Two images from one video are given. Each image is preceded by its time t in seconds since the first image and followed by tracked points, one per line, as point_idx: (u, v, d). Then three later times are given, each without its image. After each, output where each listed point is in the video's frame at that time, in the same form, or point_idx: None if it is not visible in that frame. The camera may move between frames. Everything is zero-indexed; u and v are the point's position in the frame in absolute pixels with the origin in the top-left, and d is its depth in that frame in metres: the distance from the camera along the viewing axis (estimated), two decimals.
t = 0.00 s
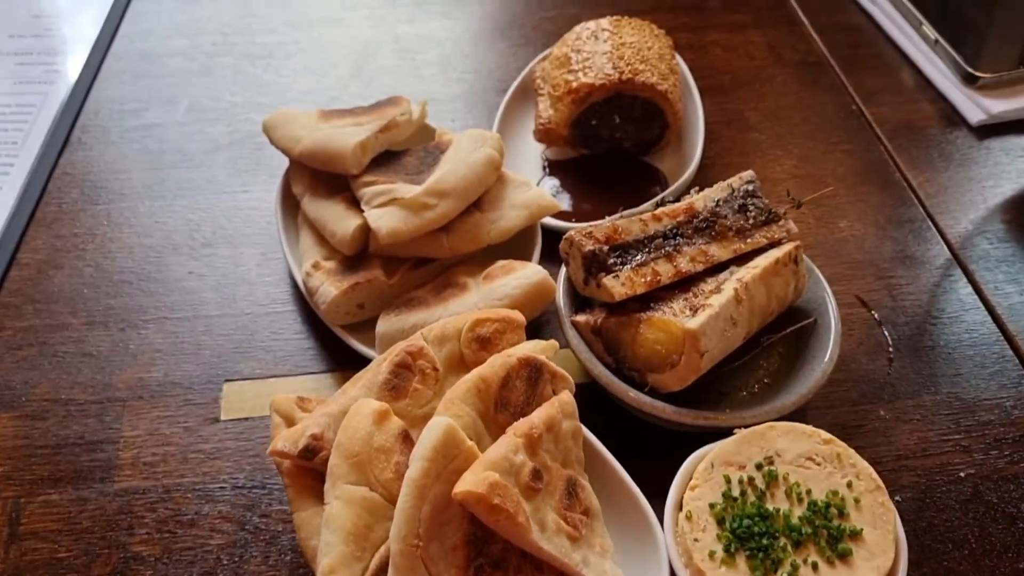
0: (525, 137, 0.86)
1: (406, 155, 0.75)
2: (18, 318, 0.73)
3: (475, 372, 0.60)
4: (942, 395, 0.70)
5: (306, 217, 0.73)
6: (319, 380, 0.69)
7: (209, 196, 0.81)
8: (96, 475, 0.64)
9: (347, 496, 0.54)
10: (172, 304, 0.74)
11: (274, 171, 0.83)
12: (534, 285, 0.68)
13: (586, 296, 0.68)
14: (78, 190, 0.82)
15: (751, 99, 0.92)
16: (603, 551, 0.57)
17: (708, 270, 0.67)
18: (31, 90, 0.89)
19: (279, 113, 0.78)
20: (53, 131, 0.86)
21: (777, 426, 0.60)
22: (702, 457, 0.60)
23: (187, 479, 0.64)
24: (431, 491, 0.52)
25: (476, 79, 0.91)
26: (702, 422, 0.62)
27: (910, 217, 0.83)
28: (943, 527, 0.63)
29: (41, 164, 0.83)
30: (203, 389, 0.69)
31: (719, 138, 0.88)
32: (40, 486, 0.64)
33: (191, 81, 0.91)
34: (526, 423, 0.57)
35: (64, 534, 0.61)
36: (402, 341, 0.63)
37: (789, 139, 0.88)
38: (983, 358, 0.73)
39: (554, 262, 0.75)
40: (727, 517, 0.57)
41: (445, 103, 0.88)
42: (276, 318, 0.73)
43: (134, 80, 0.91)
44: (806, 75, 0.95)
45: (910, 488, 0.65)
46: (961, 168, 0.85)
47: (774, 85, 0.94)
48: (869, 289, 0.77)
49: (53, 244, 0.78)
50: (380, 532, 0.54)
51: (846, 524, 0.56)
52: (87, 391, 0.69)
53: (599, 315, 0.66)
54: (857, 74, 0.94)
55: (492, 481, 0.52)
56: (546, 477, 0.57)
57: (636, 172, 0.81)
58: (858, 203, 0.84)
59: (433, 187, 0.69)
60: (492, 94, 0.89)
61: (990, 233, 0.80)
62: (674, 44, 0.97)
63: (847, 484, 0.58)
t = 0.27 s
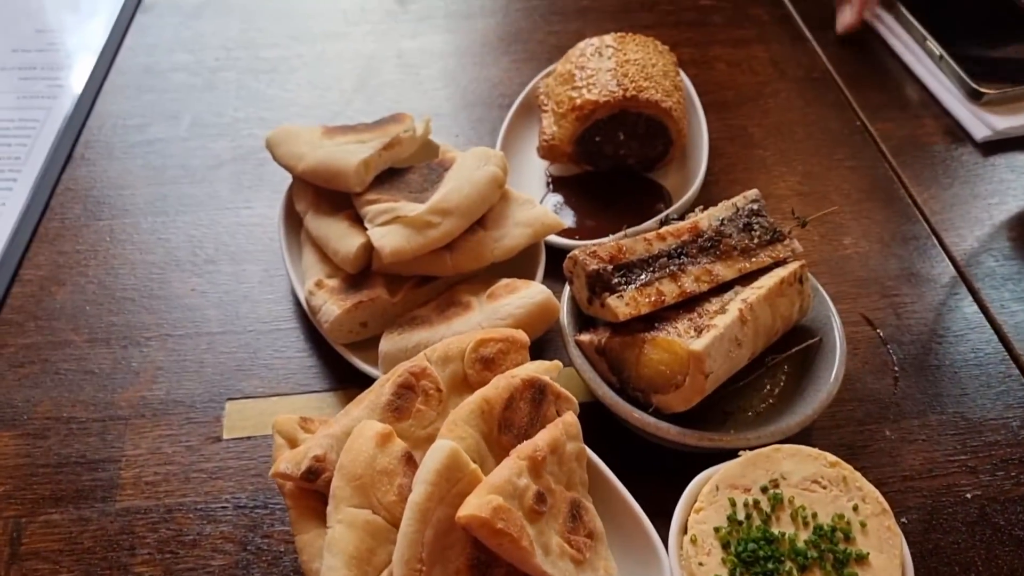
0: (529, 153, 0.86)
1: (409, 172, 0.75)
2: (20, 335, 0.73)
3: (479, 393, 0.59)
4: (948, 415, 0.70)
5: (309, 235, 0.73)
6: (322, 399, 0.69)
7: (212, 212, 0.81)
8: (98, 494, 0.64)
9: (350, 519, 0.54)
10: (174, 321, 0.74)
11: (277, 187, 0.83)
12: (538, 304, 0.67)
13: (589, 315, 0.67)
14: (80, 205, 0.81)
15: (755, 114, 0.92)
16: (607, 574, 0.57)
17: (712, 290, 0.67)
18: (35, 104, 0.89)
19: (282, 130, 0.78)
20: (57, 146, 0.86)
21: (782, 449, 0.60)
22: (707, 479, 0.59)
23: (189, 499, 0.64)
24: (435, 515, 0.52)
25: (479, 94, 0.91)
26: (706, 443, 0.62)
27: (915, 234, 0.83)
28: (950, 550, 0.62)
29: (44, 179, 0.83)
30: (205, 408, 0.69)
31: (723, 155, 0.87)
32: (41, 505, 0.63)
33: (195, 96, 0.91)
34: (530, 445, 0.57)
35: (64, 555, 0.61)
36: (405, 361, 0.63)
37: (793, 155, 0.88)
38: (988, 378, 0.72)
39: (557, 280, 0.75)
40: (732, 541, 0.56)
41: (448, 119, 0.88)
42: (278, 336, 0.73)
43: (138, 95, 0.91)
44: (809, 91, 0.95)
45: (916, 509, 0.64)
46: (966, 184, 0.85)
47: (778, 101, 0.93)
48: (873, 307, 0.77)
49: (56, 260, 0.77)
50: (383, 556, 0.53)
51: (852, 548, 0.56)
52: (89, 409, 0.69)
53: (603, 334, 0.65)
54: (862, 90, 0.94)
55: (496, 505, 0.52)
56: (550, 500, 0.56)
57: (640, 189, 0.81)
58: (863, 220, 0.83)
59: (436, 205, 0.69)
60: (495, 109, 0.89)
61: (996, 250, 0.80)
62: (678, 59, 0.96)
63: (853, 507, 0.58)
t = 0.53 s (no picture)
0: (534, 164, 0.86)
1: (415, 184, 0.75)
2: (28, 345, 0.73)
3: (485, 406, 0.60)
4: (953, 427, 0.70)
5: (315, 246, 0.73)
6: (328, 410, 0.69)
7: (219, 222, 0.81)
8: (104, 504, 0.64)
9: (356, 532, 0.54)
10: (180, 332, 0.74)
11: (283, 197, 0.83)
12: (544, 316, 0.68)
13: (595, 327, 0.68)
14: (88, 215, 0.82)
15: (759, 126, 0.92)
16: None
17: (717, 302, 0.67)
18: (43, 114, 0.90)
19: (289, 141, 0.78)
20: (64, 156, 0.86)
21: (787, 462, 0.60)
22: (712, 492, 0.60)
23: (195, 509, 0.64)
24: (441, 528, 0.52)
25: (485, 105, 0.91)
26: (711, 456, 0.62)
27: (919, 247, 0.83)
28: (955, 563, 0.62)
29: (52, 189, 0.83)
30: (211, 418, 0.69)
31: (728, 166, 0.88)
32: (47, 515, 0.64)
33: (202, 106, 0.91)
34: (535, 458, 0.57)
35: (71, 565, 0.61)
36: (411, 373, 0.63)
37: (798, 167, 0.88)
38: (993, 391, 0.72)
39: (562, 291, 0.75)
40: (737, 554, 0.56)
41: (454, 129, 0.88)
42: (284, 347, 0.73)
43: (145, 105, 0.92)
44: (814, 103, 0.95)
45: (921, 522, 0.64)
46: (972, 195, 0.85)
47: (783, 112, 0.94)
48: (877, 320, 0.77)
49: (63, 269, 0.78)
50: (389, 568, 0.54)
51: (857, 562, 0.56)
52: (96, 419, 0.69)
53: (608, 347, 0.65)
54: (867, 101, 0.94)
55: (501, 518, 0.52)
56: (556, 512, 0.57)
57: (644, 201, 0.81)
58: (868, 232, 0.84)
59: (442, 218, 0.69)
60: (500, 120, 0.89)
61: (1002, 261, 0.80)
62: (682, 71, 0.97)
63: (858, 521, 0.58)
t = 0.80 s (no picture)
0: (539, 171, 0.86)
1: (419, 191, 0.75)
2: (32, 352, 0.73)
3: (490, 415, 0.60)
4: (960, 437, 0.69)
5: (320, 253, 0.73)
6: (332, 418, 0.69)
7: (223, 229, 0.81)
8: (108, 512, 0.64)
9: (361, 541, 0.53)
10: (185, 339, 0.74)
11: (288, 204, 0.83)
12: (549, 325, 0.67)
13: (600, 335, 0.67)
14: (92, 222, 0.82)
15: (764, 132, 0.92)
16: None
17: (723, 311, 0.67)
18: (48, 120, 0.90)
19: (294, 148, 0.78)
20: (69, 162, 0.86)
21: (793, 472, 0.60)
22: (718, 502, 0.59)
23: (199, 518, 0.64)
24: (446, 538, 0.52)
25: (489, 112, 0.91)
26: (716, 465, 0.62)
27: (925, 254, 0.82)
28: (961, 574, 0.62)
29: (57, 196, 0.83)
30: (215, 426, 0.69)
31: (733, 173, 0.87)
32: (51, 523, 0.63)
33: (206, 112, 0.91)
34: (540, 468, 0.57)
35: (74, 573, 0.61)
36: (416, 381, 0.63)
37: (804, 174, 0.88)
38: (1000, 399, 0.72)
39: (567, 299, 0.75)
40: (743, 565, 0.56)
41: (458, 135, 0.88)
42: (288, 354, 0.73)
43: (149, 111, 0.92)
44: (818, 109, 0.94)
45: (927, 532, 0.64)
46: (977, 204, 0.85)
47: (787, 119, 0.93)
48: (882, 327, 0.76)
49: (68, 276, 0.78)
50: None
51: (863, 574, 0.56)
52: (99, 427, 0.69)
53: (613, 355, 0.65)
54: (873, 109, 0.94)
55: (506, 528, 0.52)
56: (561, 522, 0.56)
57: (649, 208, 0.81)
58: (872, 239, 0.83)
59: (447, 225, 0.69)
60: (505, 127, 0.89)
61: (1008, 270, 0.80)
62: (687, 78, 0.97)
63: (864, 531, 0.58)
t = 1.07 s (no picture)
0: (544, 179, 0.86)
1: (424, 199, 0.75)
2: (35, 360, 0.73)
3: (495, 426, 0.59)
4: (967, 448, 0.69)
5: (324, 261, 0.73)
6: (336, 427, 0.69)
7: (227, 237, 0.81)
8: (111, 522, 0.64)
9: (365, 553, 0.53)
10: (188, 347, 0.73)
11: (291, 211, 0.83)
12: (555, 334, 0.67)
13: (605, 345, 0.67)
14: (96, 229, 0.82)
15: (769, 139, 0.91)
16: None
17: (729, 321, 0.67)
18: (51, 126, 0.90)
19: (298, 156, 0.78)
20: (72, 169, 0.86)
21: (800, 483, 0.59)
22: (724, 514, 0.59)
23: (203, 528, 0.63)
24: (451, 550, 0.52)
25: (494, 120, 0.91)
26: (722, 476, 0.61)
27: (931, 263, 0.81)
28: None
29: (60, 202, 0.83)
30: (219, 435, 0.68)
31: (739, 181, 0.87)
32: (54, 533, 0.63)
33: (210, 119, 0.91)
34: (546, 479, 0.57)
35: None
36: (421, 392, 0.63)
37: (810, 181, 0.88)
38: (1007, 410, 0.71)
39: (572, 308, 0.74)
40: None
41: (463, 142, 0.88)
42: (292, 363, 0.73)
43: (153, 118, 0.91)
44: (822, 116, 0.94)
45: (935, 544, 0.63)
46: (982, 213, 0.85)
47: (792, 126, 0.93)
48: (889, 336, 0.76)
49: (71, 284, 0.78)
50: None
51: None
52: (102, 436, 0.68)
53: (618, 365, 0.65)
54: (877, 117, 0.94)
55: (512, 541, 0.52)
56: (567, 534, 0.56)
57: (653, 217, 0.81)
58: (877, 248, 0.82)
59: (452, 234, 0.69)
60: (509, 135, 0.89)
61: (1014, 279, 0.79)
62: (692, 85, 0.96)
63: (872, 544, 0.57)
